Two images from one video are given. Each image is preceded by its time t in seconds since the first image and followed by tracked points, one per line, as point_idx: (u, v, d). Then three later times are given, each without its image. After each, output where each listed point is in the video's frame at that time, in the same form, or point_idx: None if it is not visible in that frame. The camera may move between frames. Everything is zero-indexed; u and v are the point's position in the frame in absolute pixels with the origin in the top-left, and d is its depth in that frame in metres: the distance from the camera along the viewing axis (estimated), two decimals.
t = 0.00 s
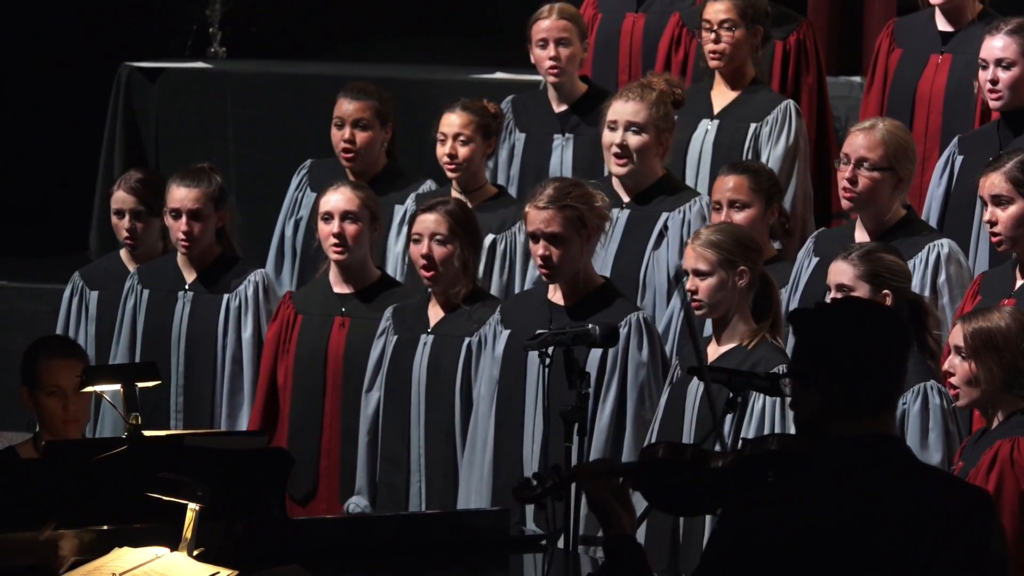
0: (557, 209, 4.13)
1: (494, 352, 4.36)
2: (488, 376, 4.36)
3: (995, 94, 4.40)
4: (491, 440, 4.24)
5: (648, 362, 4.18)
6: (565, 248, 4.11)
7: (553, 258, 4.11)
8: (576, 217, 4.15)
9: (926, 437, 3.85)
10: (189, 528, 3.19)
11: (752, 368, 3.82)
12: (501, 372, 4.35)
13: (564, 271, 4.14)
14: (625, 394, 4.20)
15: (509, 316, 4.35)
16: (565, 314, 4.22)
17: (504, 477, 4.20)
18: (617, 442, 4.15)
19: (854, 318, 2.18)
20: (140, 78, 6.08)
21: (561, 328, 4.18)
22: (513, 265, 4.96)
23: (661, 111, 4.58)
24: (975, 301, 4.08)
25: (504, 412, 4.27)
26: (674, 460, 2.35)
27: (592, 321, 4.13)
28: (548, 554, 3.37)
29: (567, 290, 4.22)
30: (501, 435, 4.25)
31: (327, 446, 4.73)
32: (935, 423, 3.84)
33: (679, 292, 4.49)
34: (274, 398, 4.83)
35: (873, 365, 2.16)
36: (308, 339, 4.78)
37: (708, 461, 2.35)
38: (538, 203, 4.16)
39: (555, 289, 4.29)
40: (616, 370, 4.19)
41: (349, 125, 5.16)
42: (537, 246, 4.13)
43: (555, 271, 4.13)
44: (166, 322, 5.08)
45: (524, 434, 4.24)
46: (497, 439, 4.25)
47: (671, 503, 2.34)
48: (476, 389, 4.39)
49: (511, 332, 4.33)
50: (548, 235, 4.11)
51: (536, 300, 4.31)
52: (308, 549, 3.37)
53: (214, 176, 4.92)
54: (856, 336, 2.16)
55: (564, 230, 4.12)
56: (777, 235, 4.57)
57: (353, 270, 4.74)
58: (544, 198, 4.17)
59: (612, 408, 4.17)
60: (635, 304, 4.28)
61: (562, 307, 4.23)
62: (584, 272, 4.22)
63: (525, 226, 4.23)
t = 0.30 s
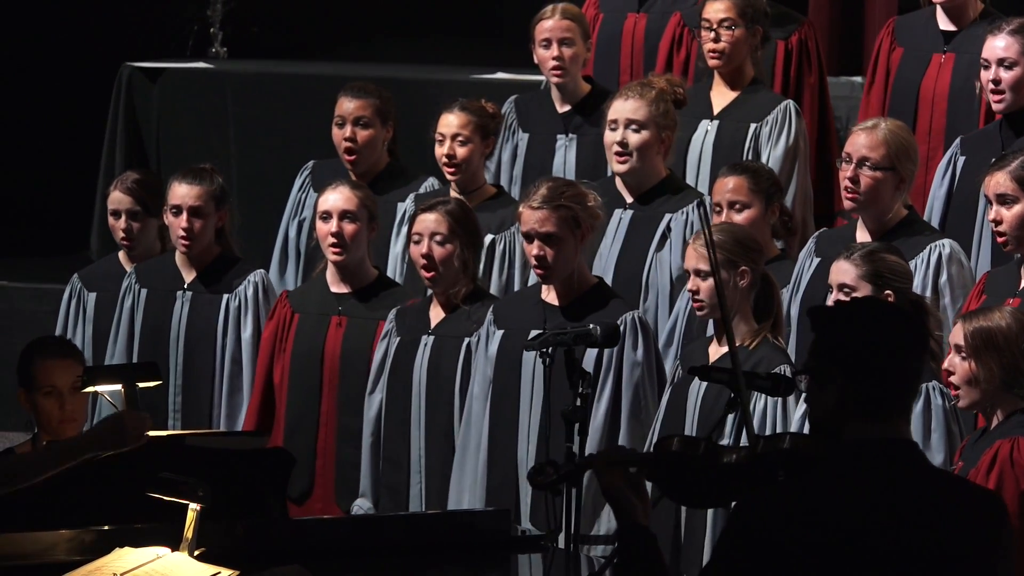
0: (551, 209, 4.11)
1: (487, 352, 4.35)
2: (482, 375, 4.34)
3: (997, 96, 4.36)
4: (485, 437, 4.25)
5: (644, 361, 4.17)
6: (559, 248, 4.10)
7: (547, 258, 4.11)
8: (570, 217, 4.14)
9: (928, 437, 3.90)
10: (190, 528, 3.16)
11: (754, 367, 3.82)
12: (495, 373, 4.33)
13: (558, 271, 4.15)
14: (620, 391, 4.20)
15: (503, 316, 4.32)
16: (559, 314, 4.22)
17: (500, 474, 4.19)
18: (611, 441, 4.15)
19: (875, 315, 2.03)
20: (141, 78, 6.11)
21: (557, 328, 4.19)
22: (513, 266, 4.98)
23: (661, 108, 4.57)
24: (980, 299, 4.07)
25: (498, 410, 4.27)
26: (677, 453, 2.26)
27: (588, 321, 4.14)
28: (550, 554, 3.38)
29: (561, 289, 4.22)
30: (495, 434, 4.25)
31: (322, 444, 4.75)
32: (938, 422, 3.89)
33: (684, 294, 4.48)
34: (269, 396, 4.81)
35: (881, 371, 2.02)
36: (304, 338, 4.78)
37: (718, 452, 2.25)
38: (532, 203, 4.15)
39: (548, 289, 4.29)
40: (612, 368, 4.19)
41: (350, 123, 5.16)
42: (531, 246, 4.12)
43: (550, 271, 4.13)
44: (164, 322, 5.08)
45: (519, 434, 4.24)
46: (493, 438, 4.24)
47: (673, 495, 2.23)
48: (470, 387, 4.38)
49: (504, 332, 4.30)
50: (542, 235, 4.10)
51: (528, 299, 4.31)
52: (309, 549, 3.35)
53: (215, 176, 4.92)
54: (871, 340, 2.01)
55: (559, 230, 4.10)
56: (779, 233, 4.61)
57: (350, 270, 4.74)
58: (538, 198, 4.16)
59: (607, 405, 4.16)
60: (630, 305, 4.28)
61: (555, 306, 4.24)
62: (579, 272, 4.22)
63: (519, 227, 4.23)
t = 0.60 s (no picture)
0: (548, 207, 4.17)
1: (480, 351, 4.37)
2: (476, 375, 4.36)
3: (994, 98, 4.40)
4: (480, 435, 4.28)
5: (638, 360, 4.20)
6: (554, 246, 4.15)
7: (542, 256, 4.15)
8: (565, 217, 4.19)
9: (926, 435, 3.95)
10: (194, 527, 3.21)
11: (753, 366, 3.84)
12: (489, 372, 4.36)
13: (553, 270, 4.18)
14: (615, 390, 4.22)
15: (495, 315, 4.36)
16: (553, 313, 4.27)
17: (494, 472, 4.23)
18: (607, 443, 4.18)
19: (881, 323, 2.16)
20: (145, 79, 6.14)
21: (551, 327, 4.24)
22: (512, 263, 4.96)
23: (659, 108, 4.61)
24: (979, 297, 4.09)
25: (493, 409, 4.30)
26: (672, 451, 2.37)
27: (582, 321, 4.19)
28: (548, 554, 3.41)
29: (555, 289, 4.26)
30: (490, 433, 4.28)
31: (318, 442, 4.77)
32: (935, 420, 3.94)
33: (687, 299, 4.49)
34: (267, 394, 4.86)
35: (902, 376, 2.14)
36: (303, 338, 4.81)
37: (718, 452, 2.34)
38: (528, 202, 4.20)
39: (542, 289, 4.34)
40: (606, 366, 4.21)
41: (355, 123, 5.18)
42: (527, 244, 4.16)
43: (544, 269, 4.17)
44: (164, 321, 5.10)
45: (514, 432, 4.27)
46: (487, 437, 4.28)
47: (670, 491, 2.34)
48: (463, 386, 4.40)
49: (497, 331, 4.34)
50: (538, 233, 4.14)
51: (522, 300, 4.35)
52: (307, 547, 3.38)
53: (218, 177, 4.96)
54: (883, 348, 2.13)
55: (554, 229, 4.15)
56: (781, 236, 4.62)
57: (347, 269, 4.78)
58: (534, 197, 4.21)
59: (602, 406, 4.18)
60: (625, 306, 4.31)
61: (550, 305, 4.29)
62: (572, 271, 4.25)
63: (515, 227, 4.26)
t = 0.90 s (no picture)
0: (542, 209, 4.33)
1: (476, 349, 4.51)
2: (471, 371, 4.51)
3: (975, 103, 4.54)
4: (476, 428, 4.45)
5: (629, 356, 4.36)
6: (548, 246, 4.30)
7: (536, 256, 4.30)
8: (560, 218, 4.35)
9: (912, 430, 4.11)
10: (206, 517, 3.38)
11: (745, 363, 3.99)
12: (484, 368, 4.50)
13: (546, 269, 4.34)
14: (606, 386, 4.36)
15: (488, 314, 4.51)
16: (546, 312, 4.42)
17: (489, 464, 4.40)
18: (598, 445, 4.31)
19: (859, 318, 2.24)
20: (158, 87, 6.37)
21: (544, 326, 4.39)
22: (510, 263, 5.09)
23: (653, 114, 4.75)
24: (959, 296, 4.26)
25: (489, 405, 4.46)
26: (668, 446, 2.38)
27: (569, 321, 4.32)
28: (545, 542, 3.57)
29: (548, 289, 4.42)
30: (485, 427, 4.44)
31: (321, 435, 4.92)
32: (920, 415, 4.11)
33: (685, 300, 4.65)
34: (271, 388, 5.03)
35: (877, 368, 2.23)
36: (303, 336, 4.98)
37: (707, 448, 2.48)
38: (523, 204, 4.36)
39: (534, 288, 4.48)
40: (599, 361, 4.36)
41: (363, 129, 5.35)
42: (522, 242, 4.31)
43: (538, 268, 4.33)
44: (175, 319, 5.25)
45: (509, 430, 4.43)
46: (482, 431, 4.44)
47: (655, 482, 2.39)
48: (459, 382, 4.53)
49: (492, 329, 4.48)
50: (533, 233, 4.30)
51: (512, 300, 4.48)
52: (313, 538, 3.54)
53: (227, 181, 5.10)
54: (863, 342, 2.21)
55: (548, 228, 4.31)
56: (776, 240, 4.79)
57: (351, 269, 4.94)
58: (529, 198, 4.37)
59: (595, 401, 4.33)
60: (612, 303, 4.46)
61: (543, 305, 4.43)
62: (564, 271, 4.41)
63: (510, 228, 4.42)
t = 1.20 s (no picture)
0: (537, 215, 4.50)
1: (475, 346, 4.71)
2: (471, 366, 4.70)
3: (954, 109, 4.70)
4: (475, 422, 4.63)
5: (622, 351, 4.58)
6: (544, 250, 4.49)
7: (534, 260, 4.49)
8: (554, 223, 4.53)
9: (893, 423, 4.30)
10: (220, 506, 3.58)
11: (734, 360, 4.19)
12: (483, 365, 4.70)
13: (541, 271, 4.53)
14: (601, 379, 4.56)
15: (487, 312, 4.70)
16: (543, 311, 4.62)
17: (488, 455, 4.58)
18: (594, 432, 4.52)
19: (852, 329, 2.30)
20: (175, 96, 6.69)
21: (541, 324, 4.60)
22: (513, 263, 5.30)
23: (644, 121, 4.93)
24: (933, 295, 4.47)
25: (487, 397, 4.66)
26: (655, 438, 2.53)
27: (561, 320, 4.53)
28: (547, 531, 3.78)
29: (543, 288, 4.63)
30: (485, 419, 4.64)
31: (326, 429, 5.12)
32: (902, 410, 4.31)
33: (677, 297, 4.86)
34: (278, 383, 5.22)
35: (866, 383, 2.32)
36: (312, 332, 5.18)
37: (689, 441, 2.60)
38: (519, 210, 4.54)
39: (531, 288, 4.68)
40: (594, 356, 4.56)
41: (372, 139, 5.53)
42: (518, 248, 4.50)
43: (534, 271, 4.51)
44: (189, 317, 5.46)
45: (508, 426, 4.63)
46: (482, 423, 4.63)
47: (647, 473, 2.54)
48: (458, 376, 4.73)
49: (491, 328, 4.68)
50: (529, 238, 4.48)
51: (511, 298, 4.68)
52: (323, 527, 3.72)
53: (239, 186, 5.27)
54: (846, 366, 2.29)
55: (543, 234, 4.49)
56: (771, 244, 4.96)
57: (356, 269, 5.15)
58: (524, 206, 4.54)
59: (589, 395, 4.53)
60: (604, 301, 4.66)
61: (538, 303, 4.64)
62: (558, 272, 4.61)
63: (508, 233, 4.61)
